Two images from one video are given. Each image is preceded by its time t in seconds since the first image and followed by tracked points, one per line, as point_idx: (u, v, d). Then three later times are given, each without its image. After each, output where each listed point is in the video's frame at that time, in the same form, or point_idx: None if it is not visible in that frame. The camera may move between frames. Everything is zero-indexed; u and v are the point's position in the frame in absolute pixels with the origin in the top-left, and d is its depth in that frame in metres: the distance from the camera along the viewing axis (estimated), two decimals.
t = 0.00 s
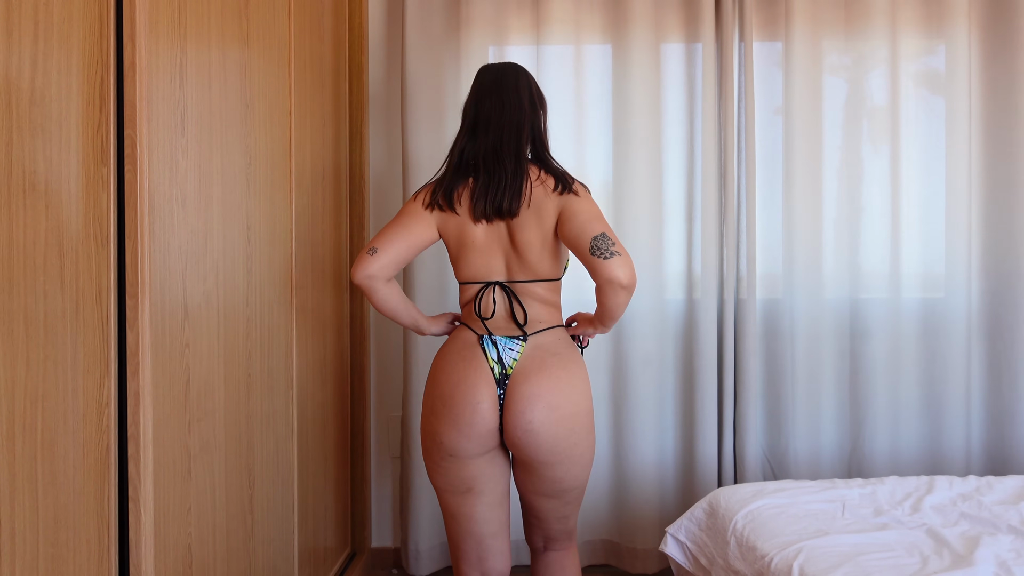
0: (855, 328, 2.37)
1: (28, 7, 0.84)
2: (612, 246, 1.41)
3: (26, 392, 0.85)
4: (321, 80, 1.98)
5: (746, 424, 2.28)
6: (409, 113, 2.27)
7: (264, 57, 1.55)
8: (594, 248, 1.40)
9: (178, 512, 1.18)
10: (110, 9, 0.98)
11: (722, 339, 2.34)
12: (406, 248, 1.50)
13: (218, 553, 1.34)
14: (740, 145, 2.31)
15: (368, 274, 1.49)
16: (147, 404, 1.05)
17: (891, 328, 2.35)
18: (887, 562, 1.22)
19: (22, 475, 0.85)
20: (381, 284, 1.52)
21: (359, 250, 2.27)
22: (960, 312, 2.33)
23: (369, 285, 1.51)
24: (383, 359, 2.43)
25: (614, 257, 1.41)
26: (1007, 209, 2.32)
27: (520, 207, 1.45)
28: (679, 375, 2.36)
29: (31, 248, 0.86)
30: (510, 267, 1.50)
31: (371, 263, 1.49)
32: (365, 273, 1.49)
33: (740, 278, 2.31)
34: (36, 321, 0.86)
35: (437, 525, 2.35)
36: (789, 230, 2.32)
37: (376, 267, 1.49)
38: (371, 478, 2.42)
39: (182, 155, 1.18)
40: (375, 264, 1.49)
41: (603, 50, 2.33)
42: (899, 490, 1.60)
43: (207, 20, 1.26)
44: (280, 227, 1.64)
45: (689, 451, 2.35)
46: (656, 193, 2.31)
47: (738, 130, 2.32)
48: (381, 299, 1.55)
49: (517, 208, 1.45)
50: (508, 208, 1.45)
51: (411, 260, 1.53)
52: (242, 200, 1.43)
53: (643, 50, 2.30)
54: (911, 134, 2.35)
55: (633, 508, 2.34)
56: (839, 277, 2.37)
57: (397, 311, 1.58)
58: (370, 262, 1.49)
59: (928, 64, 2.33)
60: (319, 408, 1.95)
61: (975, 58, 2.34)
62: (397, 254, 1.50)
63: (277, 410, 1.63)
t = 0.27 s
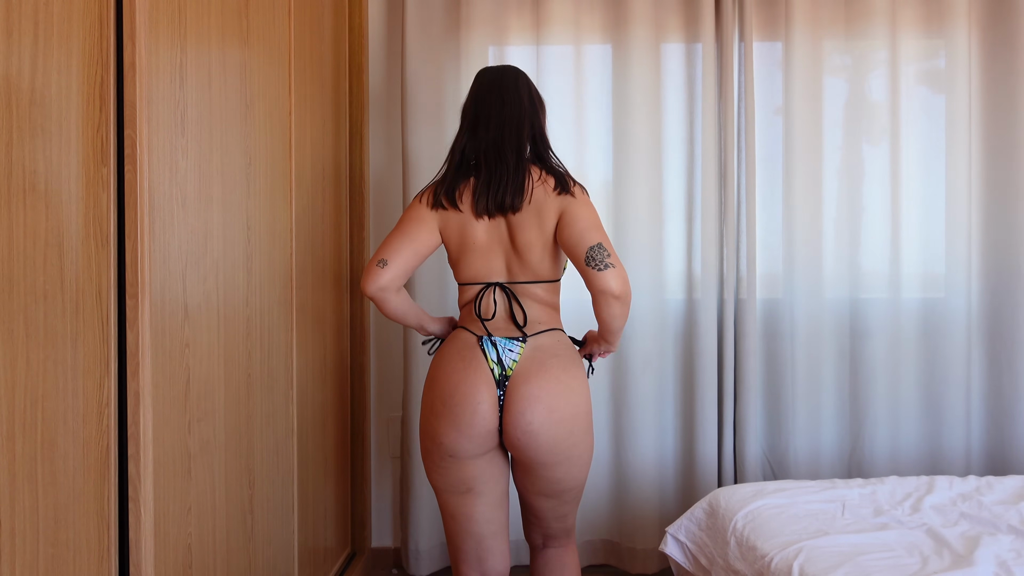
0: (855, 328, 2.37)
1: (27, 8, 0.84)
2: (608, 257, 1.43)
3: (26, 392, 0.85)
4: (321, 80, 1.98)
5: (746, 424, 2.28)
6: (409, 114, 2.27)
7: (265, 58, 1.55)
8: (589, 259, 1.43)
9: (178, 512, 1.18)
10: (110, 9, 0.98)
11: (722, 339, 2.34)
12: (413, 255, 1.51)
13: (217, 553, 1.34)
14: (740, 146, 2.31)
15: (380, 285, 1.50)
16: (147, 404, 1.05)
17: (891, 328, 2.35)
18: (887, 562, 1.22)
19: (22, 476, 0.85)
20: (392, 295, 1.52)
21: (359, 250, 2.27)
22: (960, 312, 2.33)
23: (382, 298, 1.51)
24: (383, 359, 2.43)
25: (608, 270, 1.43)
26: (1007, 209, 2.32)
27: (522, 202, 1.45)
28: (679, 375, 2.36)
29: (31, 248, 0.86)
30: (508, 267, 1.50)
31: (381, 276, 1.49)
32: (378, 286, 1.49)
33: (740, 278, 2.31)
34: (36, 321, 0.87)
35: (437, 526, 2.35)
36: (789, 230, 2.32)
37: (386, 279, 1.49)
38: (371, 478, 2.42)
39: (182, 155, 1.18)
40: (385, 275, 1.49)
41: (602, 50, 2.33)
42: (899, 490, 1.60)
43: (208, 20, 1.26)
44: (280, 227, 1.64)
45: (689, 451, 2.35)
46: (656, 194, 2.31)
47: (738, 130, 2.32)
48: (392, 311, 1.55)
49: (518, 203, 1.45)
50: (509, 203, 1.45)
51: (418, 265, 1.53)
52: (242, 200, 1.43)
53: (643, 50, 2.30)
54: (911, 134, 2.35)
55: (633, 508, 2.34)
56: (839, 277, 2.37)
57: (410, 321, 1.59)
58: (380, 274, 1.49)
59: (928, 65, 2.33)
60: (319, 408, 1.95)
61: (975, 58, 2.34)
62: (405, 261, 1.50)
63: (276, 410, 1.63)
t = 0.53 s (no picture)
0: (855, 328, 2.37)
1: (27, 7, 0.84)
2: (599, 277, 1.43)
3: (26, 393, 0.85)
4: (321, 80, 1.98)
5: (746, 424, 2.28)
6: (409, 113, 2.27)
7: (264, 57, 1.55)
8: (580, 277, 1.44)
9: (179, 511, 1.18)
10: (110, 9, 0.98)
11: (722, 339, 2.34)
12: (426, 255, 1.49)
13: (217, 553, 1.34)
14: (740, 145, 2.31)
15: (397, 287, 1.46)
16: (147, 405, 1.05)
17: (891, 328, 2.35)
18: (887, 562, 1.22)
19: (23, 476, 0.85)
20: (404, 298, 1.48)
21: (359, 250, 2.27)
22: (960, 312, 2.33)
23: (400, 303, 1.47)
24: (383, 358, 2.43)
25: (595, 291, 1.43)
26: (1007, 209, 2.33)
27: (533, 186, 1.46)
28: (679, 375, 2.36)
29: (31, 248, 0.86)
30: (511, 268, 1.50)
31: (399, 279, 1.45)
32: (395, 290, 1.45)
33: (740, 278, 2.31)
34: (36, 321, 0.86)
35: (437, 525, 2.35)
36: (789, 230, 2.32)
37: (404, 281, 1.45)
38: (371, 478, 2.42)
39: (182, 155, 1.18)
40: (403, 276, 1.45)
41: (603, 50, 2.33)
42: (899, 490, 1.60)
43: (207, 19, 1.26)
44: (280, 227, 1.64)
45: (689, 451, 2.35)
46: (656, 193, 2.31)
47: (738, 130, 2.32)
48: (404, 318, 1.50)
49: (530, 187, 1.46)
50: (521, 188, 1.46)
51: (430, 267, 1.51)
52: (242, 200, 1.43)
53: (643, 50, 2.30)
54: (911, 134, 2.35)
55: (633, 508, 2.34)
56: (839, 277, 2.37)
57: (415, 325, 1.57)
58: (398, 278, 1.45)
59: (928, 64, 2.33)
60: (319, 408, 1.95)
61: (975, 59, 2.34)
62: (420, 262, 1.48)
63: (277, 410, 1.63)
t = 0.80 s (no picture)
0: (855, 327, 2.37)
1: (27, 8, 0.84)
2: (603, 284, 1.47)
3: (26, 393, 0.85)
4: (321, 80, 1.98)
5: (746, 424, 2.28)
6: (409, 114, 2.27)
7: (264, 58, 1.55)
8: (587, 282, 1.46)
9: (179, 511, 1.18)
10: (110, 9, 0.98)
11: (722, 339, 2.34)
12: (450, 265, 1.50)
13: (217, 553, 1.34)
14: (740, 146, 2.31)
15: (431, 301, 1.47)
16: (147, 404, 1.05)
17: (891, 328, 2.35)
18: (886, 562, 1.22)
19: (23, 476, 0.85)
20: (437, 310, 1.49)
21: (360, 250, 2.27)
22: (960, 312, 2.33)
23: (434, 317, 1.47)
24: (383, 358, 2.43)
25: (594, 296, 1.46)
26: (1007, 208, 2.33)
27: (539, 189, 1.47)
28: (679, 376, 2.36)
29: (30, 249, 0.86)
30: (514, 269, 1.50)
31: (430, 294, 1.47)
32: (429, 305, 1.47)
33: (740, 278, 2.31)
34: (36, 321, 0.86)
35: (437, 525, 2.35)
36: (789, 230, 2.32)
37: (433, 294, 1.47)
38: (371, 477, 2.42)
39: (182, 155, 1.18)
40: (432, 289, 1.47)
41: (603, 51, 2.33)
42: (899, 490, 1.60)
43: (207, 19, 1.26)
44: (279, 227, 1.64)
45: (689, 451, 2.35)
46: (656, 193, 2.31)
47: (738, 131, 2.32)
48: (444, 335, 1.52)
49: (537, 191, 1.47)
50: (528, 194, 1.46)
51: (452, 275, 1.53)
52: (242, 200, 1.43)
53: (643, 50, 2.30)
54: (911, 134, 2.35)
55: (633, 508, 2.34)
56: (839, 277, 2.36)
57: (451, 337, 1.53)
58: (425, 287, 1.47)
59: (928, 64, 2.33)
60: (319, 408, 1.96)
61: (975, 59, 2.34)
62: (445, 274, 1.49)
63: (277, 410, 1.63)
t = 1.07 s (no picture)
0: (855, 328, 2.37)
1: (27, 8, 0.84)
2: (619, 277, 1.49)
3: (26, 393, 0.85)
4: (321, 80, 1.98)
5: (746, 424, 2.28)
6: (409, 114, 2.27)
7: (264, 58, 1.55)
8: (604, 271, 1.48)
9: (178, 511, 1.18)
10: (110, 9, 0.98)
11: (722, 339, 2.34)
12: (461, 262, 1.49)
13: (217, 553, 1.34)
14: (741, 146, 2.31)
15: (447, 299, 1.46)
16: (147, 404, 1.05)
17: (891, 328, 2.35)
18: (887, 562, 1.22)
19: (23, 476, 0.85)
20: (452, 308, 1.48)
21: (360, 250, 2.27)
22: (959, 312, 2.33)
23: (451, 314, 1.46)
24: (383, 358, 2.43)
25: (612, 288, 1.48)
26: (1007, 209, 2.32)
27: (543, 194, 1.47)
28: (679, 375, 2.36)
29: (31, 249, 0.86)
30: (520, 267, 1.50)
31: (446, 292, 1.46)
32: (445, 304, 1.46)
33: (740, 278, 2.31)
34: (36, 322, 0.86)
35: (437, 525, 2.35)
36: (789, 230, 2.32)
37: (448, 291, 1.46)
38: (371, 477, 2.42)
39: (182, 155, 1.18)
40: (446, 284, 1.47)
41: (603, 51, 2.33)
42: (899, 490, 1.60)
43: (207, 19, 1.26)
44: (279, 227, 1.64)
45: (689, 450, 2.35)
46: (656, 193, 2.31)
47: (738, 131, 2.32)
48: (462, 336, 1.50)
49: (540, 196, 1.46)
50: (531, 198, 1.46)
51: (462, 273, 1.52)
52: (242, 200, 1.43)
53: (643, 50, 2.30)
54: (911, 134, 2.35)
55: (634, 507, 2.34)
56: (839, 277, 2.36)
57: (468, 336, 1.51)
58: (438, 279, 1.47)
59: (928, 65, 2.33)
60: (319, 408, 1.96)
61: (975, 59, 2.34)
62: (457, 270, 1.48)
63: (277, 409, 1.63)
